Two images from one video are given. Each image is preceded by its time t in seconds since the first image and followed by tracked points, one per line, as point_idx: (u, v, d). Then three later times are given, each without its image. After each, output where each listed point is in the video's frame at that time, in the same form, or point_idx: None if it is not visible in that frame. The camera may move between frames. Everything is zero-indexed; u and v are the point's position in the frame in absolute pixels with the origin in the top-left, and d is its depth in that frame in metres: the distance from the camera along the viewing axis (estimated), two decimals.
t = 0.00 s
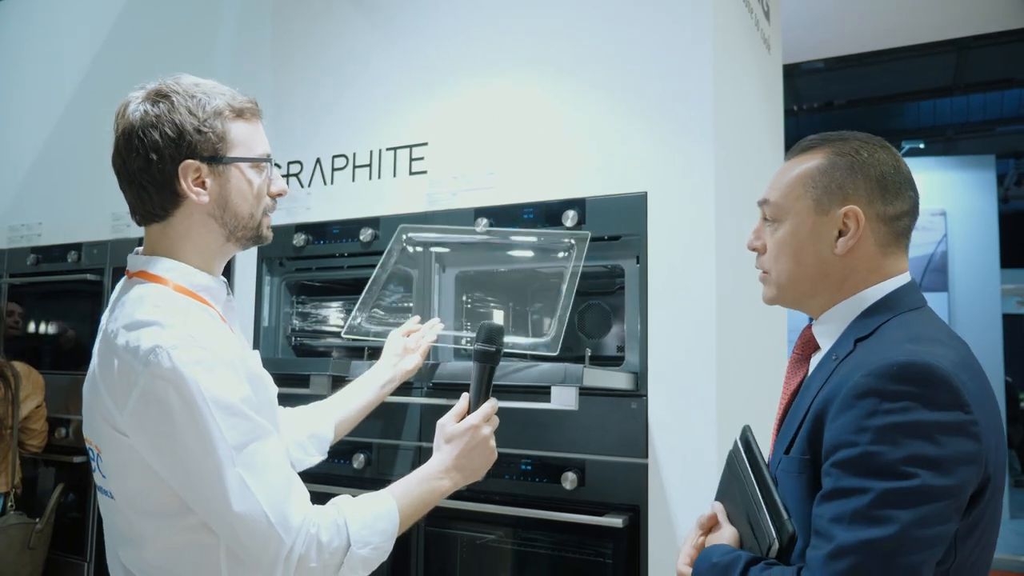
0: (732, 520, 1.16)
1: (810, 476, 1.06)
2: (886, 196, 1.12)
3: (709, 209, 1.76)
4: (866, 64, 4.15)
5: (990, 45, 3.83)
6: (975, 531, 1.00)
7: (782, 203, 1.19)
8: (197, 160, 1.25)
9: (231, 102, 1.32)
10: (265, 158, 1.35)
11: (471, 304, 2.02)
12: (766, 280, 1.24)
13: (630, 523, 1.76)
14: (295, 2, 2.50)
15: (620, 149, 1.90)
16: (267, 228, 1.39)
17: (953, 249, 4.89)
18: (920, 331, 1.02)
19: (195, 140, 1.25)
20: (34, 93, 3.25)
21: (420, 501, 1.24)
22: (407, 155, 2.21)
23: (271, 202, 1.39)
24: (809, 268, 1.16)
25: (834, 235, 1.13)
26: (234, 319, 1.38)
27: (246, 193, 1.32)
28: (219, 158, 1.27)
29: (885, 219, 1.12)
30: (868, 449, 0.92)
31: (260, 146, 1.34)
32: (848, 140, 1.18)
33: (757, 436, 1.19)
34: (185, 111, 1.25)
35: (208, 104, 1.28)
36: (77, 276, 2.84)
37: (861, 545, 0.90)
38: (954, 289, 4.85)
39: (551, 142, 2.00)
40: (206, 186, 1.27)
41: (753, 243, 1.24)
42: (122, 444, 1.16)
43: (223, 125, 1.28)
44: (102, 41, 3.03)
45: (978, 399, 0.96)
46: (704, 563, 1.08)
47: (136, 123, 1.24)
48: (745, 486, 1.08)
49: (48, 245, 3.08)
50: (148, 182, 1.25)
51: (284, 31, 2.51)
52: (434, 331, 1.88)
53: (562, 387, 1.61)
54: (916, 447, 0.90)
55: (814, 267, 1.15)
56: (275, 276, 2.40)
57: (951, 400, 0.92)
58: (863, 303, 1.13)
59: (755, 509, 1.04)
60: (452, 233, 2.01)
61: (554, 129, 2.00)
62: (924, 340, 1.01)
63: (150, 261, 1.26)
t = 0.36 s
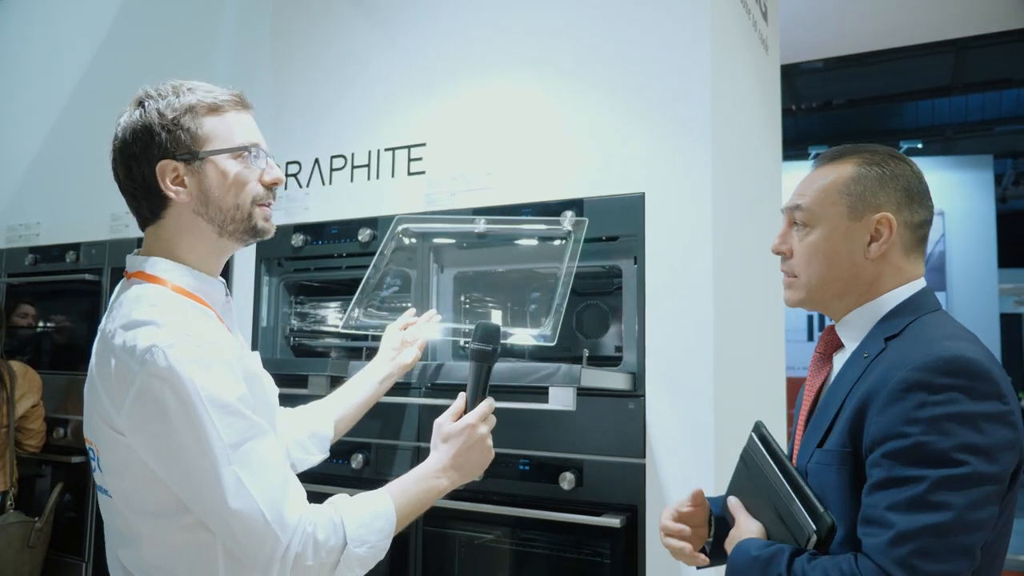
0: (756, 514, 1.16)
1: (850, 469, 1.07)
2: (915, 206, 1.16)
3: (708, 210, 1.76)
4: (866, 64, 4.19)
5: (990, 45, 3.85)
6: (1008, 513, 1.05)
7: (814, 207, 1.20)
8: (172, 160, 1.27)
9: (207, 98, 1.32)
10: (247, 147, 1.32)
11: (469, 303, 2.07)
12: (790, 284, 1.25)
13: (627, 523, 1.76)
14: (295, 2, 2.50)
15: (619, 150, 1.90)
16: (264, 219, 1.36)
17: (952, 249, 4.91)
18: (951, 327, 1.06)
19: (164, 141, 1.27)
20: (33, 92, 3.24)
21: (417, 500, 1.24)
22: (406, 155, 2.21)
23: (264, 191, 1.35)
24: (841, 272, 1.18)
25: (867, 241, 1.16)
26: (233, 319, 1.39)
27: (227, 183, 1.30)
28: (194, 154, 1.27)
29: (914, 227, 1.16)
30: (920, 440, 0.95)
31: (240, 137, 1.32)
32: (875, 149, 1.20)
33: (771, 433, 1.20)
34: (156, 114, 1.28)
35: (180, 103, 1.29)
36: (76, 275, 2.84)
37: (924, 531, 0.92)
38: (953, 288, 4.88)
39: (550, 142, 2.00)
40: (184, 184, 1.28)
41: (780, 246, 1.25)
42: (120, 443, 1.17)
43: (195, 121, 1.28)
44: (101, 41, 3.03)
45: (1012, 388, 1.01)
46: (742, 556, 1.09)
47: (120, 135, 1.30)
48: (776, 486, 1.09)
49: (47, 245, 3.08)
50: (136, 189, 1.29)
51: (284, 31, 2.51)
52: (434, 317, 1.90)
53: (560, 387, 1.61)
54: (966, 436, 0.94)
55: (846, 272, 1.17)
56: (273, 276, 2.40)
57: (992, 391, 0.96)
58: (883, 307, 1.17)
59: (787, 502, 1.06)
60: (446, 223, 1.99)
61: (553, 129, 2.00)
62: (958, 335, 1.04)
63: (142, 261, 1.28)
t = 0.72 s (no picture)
0: (794, 521, 1.31)
1: (893, 478, 1.21)
2: (937, 226, 1.35)
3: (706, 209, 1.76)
4: (864, 64, 4.19)
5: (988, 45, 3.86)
6: None
7: (846, 229, 1.38)
8: (175, 160, 1.27)
9: (211, 97, 1.32)
10: (251, 146, 1.31)
11: (467, 302, 2.00)
12: (825, 297, 1.41)
13: (625, 522, 1.76)
14: (295, 1, 2.49)
15: (618, 149, 1.89)
16: (269, 219, 1.35)
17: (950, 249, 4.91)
18: (982, 347, 1.21)
19: (167, 140, 1.26)
20: (32, 91, 3.23)
21: (419, 499, 1.23)
22: (404, 153, 2.21)
23: (270, 190, 1.34)
24: (874, 287, 1.35)
25: (896, 259, 1.34)
26: (235, 318, 1.38)
27: (230, 181, 1.29)
28: (196, 153, 1.27)
29: (937, 245, 1.34)
30: (969, 452, 1.09)
31: (245, 136, 1.32)
32: (900, 176, 1.39)
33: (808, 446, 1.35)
34: (159, 113, 1.27)
35: (182, 102, 1.29)
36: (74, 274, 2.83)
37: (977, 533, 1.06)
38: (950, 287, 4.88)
39: (549, 141, 1.99)
40: (188, 183, 1.28)
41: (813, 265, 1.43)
42: (122, 439, 1.16)
43: (198, 120, 1.28)
44: (100, 39, 3.02)
45: None
46: (791, 562, 1.22)
47: (126, 136, 1.30)
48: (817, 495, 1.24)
49: (45, 244, 3.07)
50: (141, 189, 1.30)
51: (283, 29, 2.50)
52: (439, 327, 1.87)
53: (558, 386, 1.60)
54: (1012, 448, 1.08)
55: (878, 287, 1.35)
56: (270, 274, 2.39)
57: None
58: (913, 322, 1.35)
59: (831, 512, 1.20)
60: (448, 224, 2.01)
61: (552, 128, 1.99)
62: (995, 355, 1.19)
63: (143, 257, 1.28)
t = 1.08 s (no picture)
0: (803, 516, 1.31)
1: (908, 471, 1.21)
2: (935, 224, 1.35)
3: (709, 208, 1.75)
4: (863, 62, 4.22)
5: (989, 42, 3.89)
6: None
7: (845, 231, 1.37)
8: (188, 157, 1.26)
9: (222, 94, 1.31)
10: (263, 142, 1.31)
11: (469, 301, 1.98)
12: (830, 300, 1.40)
13: (629, 521, 1.75)
14: (295, 0, 2.48)
15: (620, 147, 1.89)
16: (281, 214, 1.35)
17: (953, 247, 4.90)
18: (990, 340, 1.23)
19: (179, 137, 1.26)
20: (33, 91, 3.23)
21: (428, 497, 1.22)
22: (406, 151, 2.20)
23: (281, 186, 1.34)
24: (875, 287, 1.34)
25: (896, 258, 1.33)
26: (243, 317, 1.36)
27: (243, 178, 1.28)
28: (209, 150, 1.26)
29: (937, 242, 1.34)
30: (986, 443, 1.10)
31: (256, 132, 1.31)
32: (893, 176, 1.39)
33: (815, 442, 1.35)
34: (171, 110, 1.27)
35: (194, 99, 1.28)
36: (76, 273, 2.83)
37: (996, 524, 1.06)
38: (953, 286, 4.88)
39: (550, 139, 1.99)
40: (201, 180, 1.27)
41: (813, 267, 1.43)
42: (134, 435, 1.16)
43: (211, 117, 1.27)
44: (100, 38, 3.02)
45: None
46: (807, 559, 1.21)
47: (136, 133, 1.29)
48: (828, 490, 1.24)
49: (46, 243, 3.07)
50: (154, 186, 1.29)
51: (284, 29, 2.49)
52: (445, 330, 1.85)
53: (561, 384, 1.60)
54: None
55: (879, 287, 1.34)
56: (273, 272, 2.39)
57: None
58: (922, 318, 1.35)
59: (842, 507, 1.20)
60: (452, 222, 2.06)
61: (552, 125, 1.99)
62: (1002, 347, 1.21)
63: (155, 253, 1.27)
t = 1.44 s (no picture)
0: (790, 517, 1.30)
1: (883, 472, 1.19)
2: (912, 220, 1.29)
3: (711, 208, 1.75)
4: (866, 62, 4.18)
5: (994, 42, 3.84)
6: None
7: (819, 232, 1.36)
8: (245, 157, 1.26)
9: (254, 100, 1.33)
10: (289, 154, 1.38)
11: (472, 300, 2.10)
12: (812, 300, 1.39)
13: (633, 522, 1.75)
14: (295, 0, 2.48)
15: (621, 146, 1.88)
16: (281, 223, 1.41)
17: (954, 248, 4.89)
18: (969, 337, 1.19)
19: (243, 137, 1.25)
20: (33, 92, 3.22)
21: (438, 496, 1.22)
22: (408, 151, 2.19)
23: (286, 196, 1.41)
24: (850, 286, 1.32)
25: (869, 256, 1.30)
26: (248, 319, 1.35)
27: (277, 187, 1.34)
28: (260, 155, 1.29)
29: (913, 238, 1.29)
30: (949, 444, 1.08)
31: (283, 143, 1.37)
32: (873, 175, 1.35)
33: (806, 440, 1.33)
34: (231, 109, 1.25)
35: (241, 101, 1.28)
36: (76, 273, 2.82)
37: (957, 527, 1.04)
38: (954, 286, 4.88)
39: (552, 139, 1.98)
40: (251, 183, 1.28)
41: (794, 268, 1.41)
42: (140, 441, 1.15)
43: (258, 123, 1.30)
44: (100, 37, 3.01)
45: None
46: (783, 559, 1.20)
47: (174, 121, 1.20)
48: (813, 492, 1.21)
49: (46, 243, 3.06)
50: (198, 177, 1.21)
51: (284, 28, 2.49)
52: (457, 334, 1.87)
53: (566, 385, 1.60)
54: (991, 441, 1.07)
55: (854, 286, 1.31)
56: (274, 273, 2.38)
57: (1011, 395, 1.10)
58: (902, 318, 1.30)
59: (824, 509, 1.18)
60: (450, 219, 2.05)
61: (554, 125, 1.98)
62: (980, 346, 1.17)
63: (166, 255, 1.23)
